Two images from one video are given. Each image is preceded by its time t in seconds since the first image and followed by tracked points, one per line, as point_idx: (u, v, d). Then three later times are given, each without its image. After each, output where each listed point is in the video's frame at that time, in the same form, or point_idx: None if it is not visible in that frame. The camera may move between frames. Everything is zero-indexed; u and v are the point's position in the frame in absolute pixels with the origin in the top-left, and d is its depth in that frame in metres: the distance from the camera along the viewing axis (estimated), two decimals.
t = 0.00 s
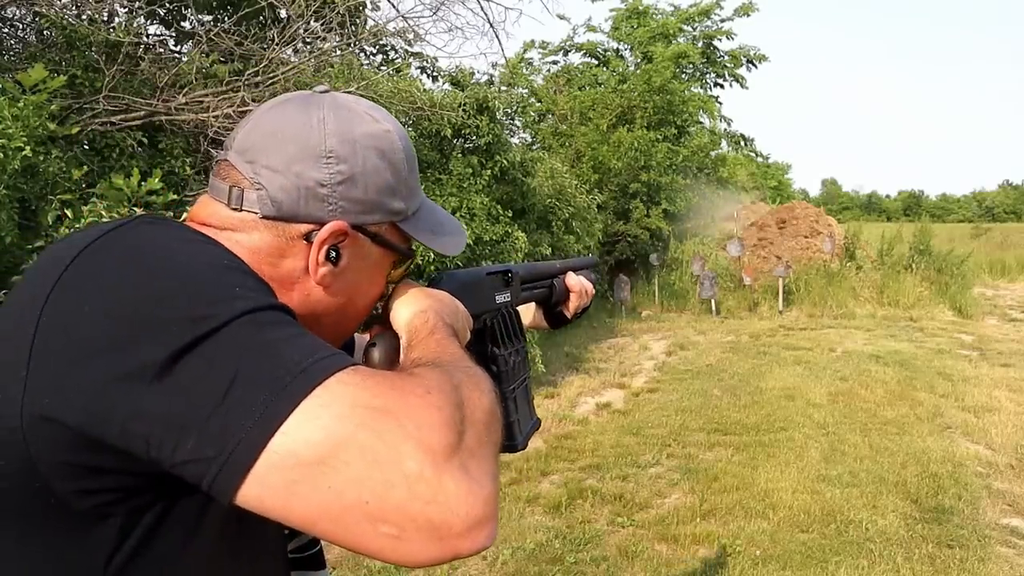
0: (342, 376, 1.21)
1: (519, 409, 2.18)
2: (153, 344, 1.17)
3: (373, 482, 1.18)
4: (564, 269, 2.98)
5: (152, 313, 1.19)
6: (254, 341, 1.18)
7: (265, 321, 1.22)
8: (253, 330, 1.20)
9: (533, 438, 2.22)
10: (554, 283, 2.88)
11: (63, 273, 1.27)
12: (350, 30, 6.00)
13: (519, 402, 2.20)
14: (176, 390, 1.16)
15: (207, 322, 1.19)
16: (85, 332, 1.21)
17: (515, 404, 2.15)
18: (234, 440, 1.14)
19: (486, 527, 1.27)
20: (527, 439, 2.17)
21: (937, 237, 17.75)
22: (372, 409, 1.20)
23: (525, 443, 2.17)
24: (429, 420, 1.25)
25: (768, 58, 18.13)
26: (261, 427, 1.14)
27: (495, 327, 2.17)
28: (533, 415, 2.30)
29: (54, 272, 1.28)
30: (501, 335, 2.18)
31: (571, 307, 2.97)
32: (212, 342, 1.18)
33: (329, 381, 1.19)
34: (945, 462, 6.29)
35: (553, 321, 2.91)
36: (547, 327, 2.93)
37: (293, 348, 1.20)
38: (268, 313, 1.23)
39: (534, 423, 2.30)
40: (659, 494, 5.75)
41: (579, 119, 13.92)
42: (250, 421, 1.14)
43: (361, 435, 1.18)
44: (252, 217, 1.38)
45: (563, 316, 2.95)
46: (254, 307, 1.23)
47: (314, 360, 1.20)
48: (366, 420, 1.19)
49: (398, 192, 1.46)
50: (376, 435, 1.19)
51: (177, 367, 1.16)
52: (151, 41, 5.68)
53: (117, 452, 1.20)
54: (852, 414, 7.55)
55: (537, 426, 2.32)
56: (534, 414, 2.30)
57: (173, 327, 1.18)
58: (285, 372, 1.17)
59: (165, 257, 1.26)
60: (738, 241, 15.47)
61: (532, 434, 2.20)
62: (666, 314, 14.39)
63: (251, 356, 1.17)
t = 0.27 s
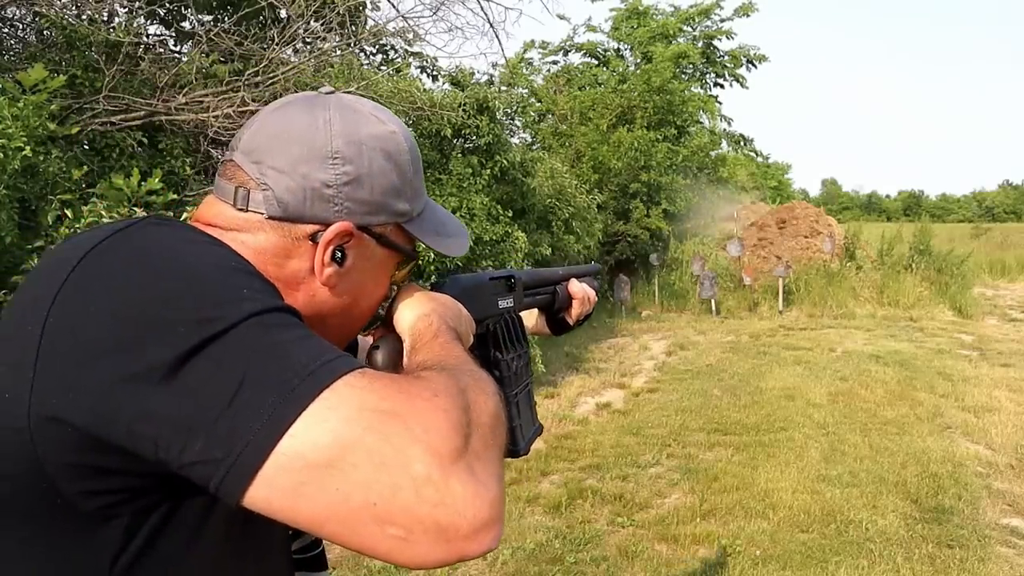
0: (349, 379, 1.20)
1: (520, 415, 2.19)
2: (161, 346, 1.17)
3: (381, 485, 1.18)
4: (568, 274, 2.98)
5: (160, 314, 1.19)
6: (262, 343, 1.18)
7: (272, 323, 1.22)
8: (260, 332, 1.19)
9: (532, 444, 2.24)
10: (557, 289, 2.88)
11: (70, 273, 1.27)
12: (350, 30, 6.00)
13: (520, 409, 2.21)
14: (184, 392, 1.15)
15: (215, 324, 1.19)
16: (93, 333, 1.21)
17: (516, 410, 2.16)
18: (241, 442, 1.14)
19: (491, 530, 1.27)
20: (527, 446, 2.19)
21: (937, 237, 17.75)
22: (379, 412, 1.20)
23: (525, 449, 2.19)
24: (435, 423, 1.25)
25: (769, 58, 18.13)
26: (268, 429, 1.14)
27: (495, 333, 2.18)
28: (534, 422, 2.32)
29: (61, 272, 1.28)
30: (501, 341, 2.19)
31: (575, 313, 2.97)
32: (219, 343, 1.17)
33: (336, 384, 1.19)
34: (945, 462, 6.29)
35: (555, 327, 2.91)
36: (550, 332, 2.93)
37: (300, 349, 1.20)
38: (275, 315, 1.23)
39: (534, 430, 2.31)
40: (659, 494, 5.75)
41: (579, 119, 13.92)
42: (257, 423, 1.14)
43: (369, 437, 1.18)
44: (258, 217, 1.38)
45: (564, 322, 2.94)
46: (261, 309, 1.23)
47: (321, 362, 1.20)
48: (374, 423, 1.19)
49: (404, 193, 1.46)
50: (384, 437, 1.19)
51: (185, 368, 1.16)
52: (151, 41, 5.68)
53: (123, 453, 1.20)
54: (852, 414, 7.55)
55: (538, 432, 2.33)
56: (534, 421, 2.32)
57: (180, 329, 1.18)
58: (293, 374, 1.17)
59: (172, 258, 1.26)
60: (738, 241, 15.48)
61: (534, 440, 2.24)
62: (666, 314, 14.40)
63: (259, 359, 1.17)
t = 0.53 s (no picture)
0: (357, 385, 1.20)
1: (524, 418, 2.19)
2: (170, 349, 1.17)
3: (387, 492, 1.18)
4: (569, 276, 2.96)
5: (169, 317, 1.19)
6: (271, 348, 1.18)
7: (281, 328, 1.21)
8: (269, 336, 1.19)
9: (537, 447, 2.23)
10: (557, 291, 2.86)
11: (78, 275, 1.27)
12: (349, 30, 6.00)
13: (524, 411, 2.20)
14: (192, 396, 1.15)
15: (224, 328, 1.19)
16: (100, 335, 1.21)
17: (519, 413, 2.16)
18: (250, 448, 1.14)
19: (496, 537, 1.27)
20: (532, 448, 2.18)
21: (937, 237, 17.75)
22: (386, 418, 1.20)
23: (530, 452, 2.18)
24: (443, 429, 1.25)
25: (769, 58, 18.12)
26: (277, 435, 1.14)
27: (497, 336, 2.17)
28: (538, 425, 2.31)
29: (69, 272, 1.29)
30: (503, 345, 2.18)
31: (578, 314, 2.95)
32: (228, 347, 1.17)
33: (345, 390, 1.19)
34: (945, 462, 6.29)
35: (557, 329, 2.89)
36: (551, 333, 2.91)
37: (308, 355, 1.20)
38: (284, 320, 1.23)
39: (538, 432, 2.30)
40: (659, 494, 5.75)
41: (579, 119, 13.92)
42: (266, 429, 1.14)
43: (375, 444, 1.18)
44: (264, 218, 1.38)
45: (565, 324, 2.92)
46: (271, 312, 1.23)
47: (330, 367, 1.20)
48: (381, 429, 1.19)
49: (410, 194, 1.46)
50: (391, 444, 1.19)
51: (194, 372, 1.16)
52: (151, 41, 5.67)
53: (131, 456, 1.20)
54: (852, 414, 7.55)
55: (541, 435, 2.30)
56: (538, 424, 2.31)
57: (189, 333, 1.18)
58: (302, 380, 1.17)
59: (181, 262, 1.26)
60: (738, 241, 15.49)
61: (538, 442, 2.22)
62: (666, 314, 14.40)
63: (268, 364, 1.17)
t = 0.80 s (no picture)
0: (360, 390, 1.21)
1: (522, 420, 2.21)
2: (173, 354, 1.18)
3: (389, 497, 1.18)
4: (567, 275, 2.95)
5: (172, 322, 1.20)
6: (273, 353, 1.18)
7: (284, 333, 1.22)
8: (271, 341, 1.20)
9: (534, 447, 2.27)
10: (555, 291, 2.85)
11: (79, 278, 1.27)
12: (349, 30, 5.99)
13: (522, 413, 2.23)
14: (194, 401, 1.15)
15: (226, 333, 1.19)
16: (102, 339, 1.21)
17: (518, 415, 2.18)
18: (251, 453, 1.14)
19: (496, 544, 1.27)
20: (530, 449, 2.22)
21: (937, 237, 17.74)
22: (388, 423, 1.20)
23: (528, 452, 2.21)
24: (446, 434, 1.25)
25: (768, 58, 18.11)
26: (279, 441, 1.14)
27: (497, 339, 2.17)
28: (535, 424, 2.34)
29: (71, 274, 1.29)
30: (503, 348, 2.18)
31: (578, 314, 2.95)
32: (230, 352, 1.18)
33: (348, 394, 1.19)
34: (945, 462, 6.29)
35: (555, 329, 2.89)
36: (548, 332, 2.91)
37: (311, 360, 1.20)
38: (286, 325, 1.24)
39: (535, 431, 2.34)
40: (659, 494, 5.75)
41: (579, 119, 13.92)
42: (268, 434, 1.14)
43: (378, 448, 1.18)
44: (264, 220, 1.38)
45: (564, 324, 2.92)
46: (275, 316, 1.24)
47: (333, 373, 1.20)
48: (384, 437, 1.19)
49: (412, 195, 1.46)
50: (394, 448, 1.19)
51: (196, 377, 1.16)
52: (151, 41, 5.67)
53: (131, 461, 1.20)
54: (852, 414, 7.55)
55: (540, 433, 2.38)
56: (535, 423, 2.34)
57: (191, 337, 1.18)
58: (304, 386, 1.17)
59: (183, 266, 1.27)
60: (738, 241, 15.49)
61: (537, 442, 2.26)
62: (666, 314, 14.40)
63: (270, 369, 1.17)
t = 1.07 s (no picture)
0: (222, 476, 1.04)
1: (504, 469, 2.21)
2: (24, 427, 1.07)
3: None
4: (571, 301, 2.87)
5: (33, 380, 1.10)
6: (122, 429, 1.05)
7: (139, 403, 1.07)
8: (122, 415, 1.06)
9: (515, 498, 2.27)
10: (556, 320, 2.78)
11: None
12: (350, 30, 5.98)
13: (505, 461, 2.23)
14: (38, 484, 1.04)
15: (78, 401, 1.07)
16: None
17: (498, 465, 2.19)
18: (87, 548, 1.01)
19: None
20: (506, 501, 2.23)
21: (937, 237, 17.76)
22: (261, 521, 1.04)
23: (504, 504, 2.23)
24: (336, 515, 1.11)
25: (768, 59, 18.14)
26: (114, 534, 1.00)
27: (494, 378, 2.14)
28: (522, 473, 2.32)
29: None
30: (501, 392, 2.16)
31: (583, 338, 2.94)
32: (80, 424, 1.06)
33: (211, 478, 1.03)
34: (945, 462, 6.30)
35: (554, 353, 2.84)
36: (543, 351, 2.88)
37: (163, 440, 1.05)
38: (146, 390, 1.10)
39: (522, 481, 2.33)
40: (659, 494, 5.75)
41: (580, 119, 13.94)
42: (102, 530, 1.00)
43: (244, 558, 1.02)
44: (163, 195, 1.30)
45: (570, 348, 2.90)
46: (146, 378, 1.11)
47: (192, 451, 1.05)
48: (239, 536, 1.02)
49: (322, 142, 1.39)
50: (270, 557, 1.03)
51: (45, 451, 1.05)
52: (151, 41, 5.66)
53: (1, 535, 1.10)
54: (852, 414, 7.55)
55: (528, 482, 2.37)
56: (523, 474, 2.33)
57: (47, 408, 1.07)
58: (151, 468, 1.02)
59: (49, 321, 1.16)
60: (738, 242, 15.53)
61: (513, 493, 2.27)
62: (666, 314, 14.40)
63: (124, 439, 1.04)
